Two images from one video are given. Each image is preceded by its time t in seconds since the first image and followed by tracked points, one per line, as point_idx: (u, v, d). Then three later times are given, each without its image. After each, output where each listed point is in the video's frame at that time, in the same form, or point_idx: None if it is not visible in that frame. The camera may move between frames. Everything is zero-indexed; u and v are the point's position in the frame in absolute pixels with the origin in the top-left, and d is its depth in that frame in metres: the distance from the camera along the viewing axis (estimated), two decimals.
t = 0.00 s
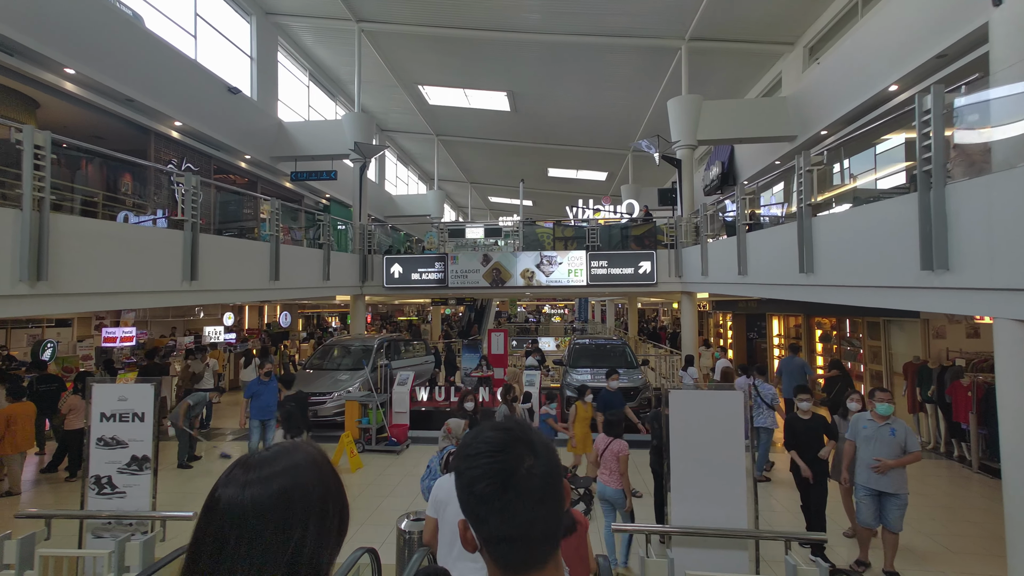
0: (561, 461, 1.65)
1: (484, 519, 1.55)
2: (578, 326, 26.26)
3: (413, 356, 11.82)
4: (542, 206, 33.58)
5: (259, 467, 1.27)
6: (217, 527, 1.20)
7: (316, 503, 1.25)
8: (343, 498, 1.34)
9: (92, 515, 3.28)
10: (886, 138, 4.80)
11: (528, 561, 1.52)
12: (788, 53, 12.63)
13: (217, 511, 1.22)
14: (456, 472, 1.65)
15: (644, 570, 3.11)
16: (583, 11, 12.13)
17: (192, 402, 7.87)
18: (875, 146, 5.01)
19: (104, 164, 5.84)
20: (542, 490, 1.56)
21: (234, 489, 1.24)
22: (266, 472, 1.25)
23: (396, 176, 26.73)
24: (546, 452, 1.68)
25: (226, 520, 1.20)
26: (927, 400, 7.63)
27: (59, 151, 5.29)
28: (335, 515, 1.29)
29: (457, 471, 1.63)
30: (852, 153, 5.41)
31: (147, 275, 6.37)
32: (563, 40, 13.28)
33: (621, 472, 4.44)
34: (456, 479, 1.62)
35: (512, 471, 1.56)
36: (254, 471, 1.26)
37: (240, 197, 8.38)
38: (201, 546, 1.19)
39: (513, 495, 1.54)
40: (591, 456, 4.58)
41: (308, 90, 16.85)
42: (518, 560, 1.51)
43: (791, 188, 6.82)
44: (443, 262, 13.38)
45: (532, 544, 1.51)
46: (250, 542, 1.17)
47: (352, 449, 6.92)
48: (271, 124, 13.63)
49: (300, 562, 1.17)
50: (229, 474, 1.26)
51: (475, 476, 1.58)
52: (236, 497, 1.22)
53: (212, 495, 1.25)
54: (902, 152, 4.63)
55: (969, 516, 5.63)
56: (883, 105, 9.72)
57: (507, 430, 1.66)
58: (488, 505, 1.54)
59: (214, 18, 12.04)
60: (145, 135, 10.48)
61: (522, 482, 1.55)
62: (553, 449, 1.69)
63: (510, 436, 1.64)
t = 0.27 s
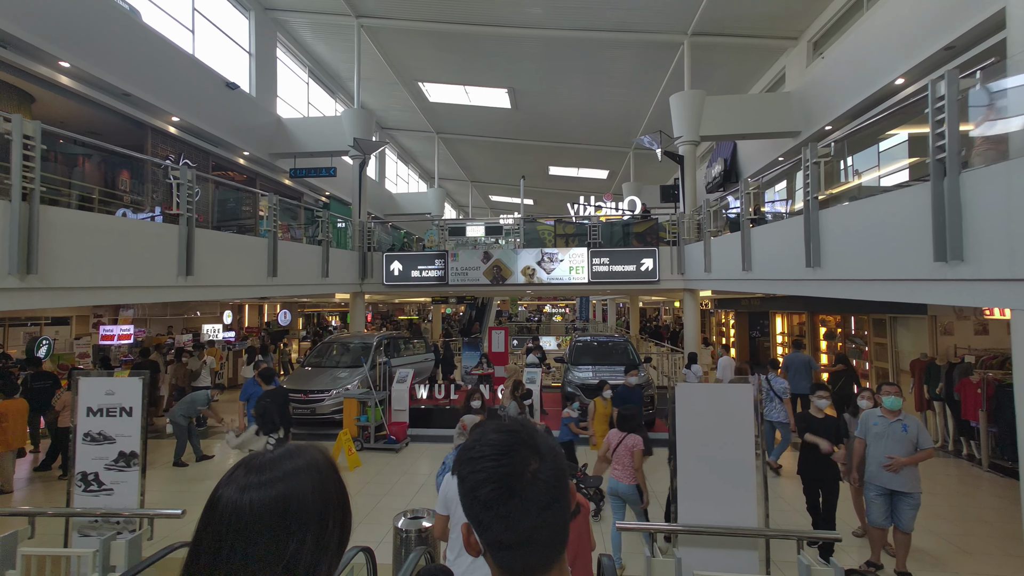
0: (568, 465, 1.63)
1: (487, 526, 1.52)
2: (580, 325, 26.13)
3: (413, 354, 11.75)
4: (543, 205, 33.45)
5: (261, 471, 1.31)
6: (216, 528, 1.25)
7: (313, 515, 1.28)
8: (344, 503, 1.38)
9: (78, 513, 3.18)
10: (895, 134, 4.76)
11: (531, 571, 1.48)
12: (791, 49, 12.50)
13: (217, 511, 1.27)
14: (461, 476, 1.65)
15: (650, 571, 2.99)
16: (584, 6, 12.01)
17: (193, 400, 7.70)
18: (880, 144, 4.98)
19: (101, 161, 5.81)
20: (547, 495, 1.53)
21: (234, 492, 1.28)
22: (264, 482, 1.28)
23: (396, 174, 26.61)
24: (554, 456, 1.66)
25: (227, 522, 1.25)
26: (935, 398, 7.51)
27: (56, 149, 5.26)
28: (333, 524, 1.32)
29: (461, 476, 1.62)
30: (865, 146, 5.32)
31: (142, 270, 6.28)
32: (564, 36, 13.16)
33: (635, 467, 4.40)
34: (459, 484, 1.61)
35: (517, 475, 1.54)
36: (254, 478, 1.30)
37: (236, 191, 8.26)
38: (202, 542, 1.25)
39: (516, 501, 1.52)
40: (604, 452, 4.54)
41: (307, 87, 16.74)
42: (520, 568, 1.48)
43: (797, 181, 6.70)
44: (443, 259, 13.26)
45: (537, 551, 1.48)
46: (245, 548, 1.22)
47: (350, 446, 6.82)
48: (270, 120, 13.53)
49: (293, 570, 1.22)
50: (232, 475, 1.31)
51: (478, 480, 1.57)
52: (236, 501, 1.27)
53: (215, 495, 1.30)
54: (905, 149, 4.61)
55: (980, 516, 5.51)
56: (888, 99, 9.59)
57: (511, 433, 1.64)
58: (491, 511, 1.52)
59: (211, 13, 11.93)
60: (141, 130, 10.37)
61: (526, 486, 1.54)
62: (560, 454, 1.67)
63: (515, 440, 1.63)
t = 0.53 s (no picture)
0: (577, 450, 1.65)
1: (503, 514, 1.52)
2: (581, 324, 26.03)
3: (413, 351, 11.68)
4: (543, 203, 33.34)
5: (274, 459, 1.21)
6: (227, 519, 1.16)
7: (328, 507, 1.17)
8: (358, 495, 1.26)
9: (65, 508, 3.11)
10: (899, 129, 4.69)
11: (545, 554, 1.51)
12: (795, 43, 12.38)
13: (228, 500, 1.18)
14: (471, 464, 1.62)
15: (657, 569, 2.87)
16: None
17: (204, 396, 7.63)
18: (883, 140, 4.93)
19: (99, 158, 5.78)
20: (561, 481, 1.54)
21: (246, 481, 1.18)
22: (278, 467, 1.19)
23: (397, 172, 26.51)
24: (564, 442, 1.67)
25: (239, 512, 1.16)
26: (942, 395, 7.40)
27: (53, 144, 5.23)
28: (350, 518, 1.21)
29: (473, 465, 1.59)
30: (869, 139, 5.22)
31: (136, 264, 6.18)
32: (565, 30, 13.04)
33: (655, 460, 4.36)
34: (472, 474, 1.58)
35: (532, 463, 1.53)
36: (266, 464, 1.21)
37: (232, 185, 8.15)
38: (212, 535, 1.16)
39: (532, 488, 1.52)
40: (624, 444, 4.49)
41: (307, 83, 16.63)
42: (533, 553, 1.50)
43: (802, 174, 6.59)
44: (443, 255, 13.15)
45: (553, 535, 1.51)
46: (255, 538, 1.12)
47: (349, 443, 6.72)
48: (269, 116, 13.42)
49: (310, 565, 1.11)
50: (243, 464, 1.21)
51: (492, 469, 1.55)
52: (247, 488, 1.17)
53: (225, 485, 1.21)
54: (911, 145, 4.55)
55: (992, 513, 5.40)
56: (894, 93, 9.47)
57: (521, 422, 1.62)
58: (507, 499, 1.51)
59: (210, 7, 11.82)
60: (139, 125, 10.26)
61: (541, 473, 1.53)
62: (569, 438, 1.68)
63: (526, 428, 1.62)
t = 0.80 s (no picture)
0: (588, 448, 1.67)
1: (517, 509, 1.51)
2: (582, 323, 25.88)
3: (413, 348, 11.62)
4: (544, 202, 33.22)
5: (268, 457, 1.25)
6: (229, 517, 1.19)
7: (331, 496, 1.27)
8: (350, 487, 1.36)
9: (53, 505, 3.04)
10: (903, 126, 4.73)
11: (558, 551, 1.50)
12: (799, 38, 12.26)
13: (226, 503, 1.20)
14: (483, 461, 1.63)
15: (662, 568, 2.77)
16: None
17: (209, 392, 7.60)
18: (887, 138, 4.95)
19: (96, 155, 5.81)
20: (574, 477, 1.55)
21: (245, 478, 1.22)
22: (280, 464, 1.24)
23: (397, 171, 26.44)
24: (574, 439, 1.68)
25: (242, 509, 1.19)
26: (950, 392, 7.29)
27: (50, 140, 5.31)
28: (348, 507, 1.32)
29: (486, 461, 1.59)
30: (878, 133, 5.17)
31: (130, 258, 6.12)
32: (566, 26, 12.94)
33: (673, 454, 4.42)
34: (486, 470, 1.58)
35: (546, 457, 1.54)
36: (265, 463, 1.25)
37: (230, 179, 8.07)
38: (215, 538, 1.19)
39: (546, 482, 1.52)
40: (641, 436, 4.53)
41: (307, 81, 16.55)
42: (545, 549, 1.50)
43: (807, 169, 6.50)
44: (443, 253, 13.05)
45: (566, 530, 1.50)
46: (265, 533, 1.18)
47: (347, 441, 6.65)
48: (268, 112, 13.33)
49: (320, 549, 1.21)
50: (237, 463, 1.24)
51: (506, 464, 1.55)
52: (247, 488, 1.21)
53: (217, 486, 1.22)
54: (914, 142, 4.61)
55: (1003, 512, 5.30)
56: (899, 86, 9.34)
57: (533, 418, 1.64)
58: (522, 495, 1.51)
59: (208, 3, 11.74)
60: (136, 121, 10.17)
61: (554, 468, 1.54)
62: (579, 437, 1.70)
63: (538, 424, 1.63)
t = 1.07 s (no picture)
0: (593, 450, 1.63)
1: (522, 508, 1.47)
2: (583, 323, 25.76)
3: (412, 346, 11.54)
4: (545, 202, 33.12)
5: (243, 466, 1.28)
6: (216, 519, 1.21)
7: (317, 487, 1.32)
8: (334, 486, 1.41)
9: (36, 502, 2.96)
10: (906, 123, 4.68)
11: (562, 552, 1.45)
12: (801, 34, 12.16)
13: (210, 511, 1.22)
14: (488, 461, 1.60)
15: (666, 568, 2.67)
16: None
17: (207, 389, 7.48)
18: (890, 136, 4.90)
19: (90, 149, 5.75)
20: (579, 478, 1.51)
21: (229, 480, 1.25)
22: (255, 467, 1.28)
23: (397, 170, 26.34)
24: (579, 441, 1.65)
25: (230, 509, 1.22)
26: (956, 390, 7.19)
27: (47, 137, 5.25)
28: (334, 501, 1.36)
29: (492, 460, 1.57)
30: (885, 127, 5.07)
31: (125, 253, 6.05)
32: (567, 22, 12.85)
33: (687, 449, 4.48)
34: (490, 469, 1.55)
35: (551, 457, 1.51)
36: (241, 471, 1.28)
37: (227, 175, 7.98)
38: (202, 542, 1.20)
39: (551, 482, 1.48)
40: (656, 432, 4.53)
41: (306, 78, 16.47)
42: (550, 551, 1.45)
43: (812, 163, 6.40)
44: (443, 251, 12.96)
45: (571, 532, 1.45)
46: (248, 534, 1.19)
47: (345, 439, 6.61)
48: (267, 109, 13.25)
49: (312, 534, 1.25)
50: (219, 471, 1.27)
51: (511, 464, 1.52)
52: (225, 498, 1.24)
53: (198, 497, 1.24)
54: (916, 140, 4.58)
55: (1012, 511, 5.20)
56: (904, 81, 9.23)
57: (539, 419, 1.62)
58: (527, 494, 1.47)
59: None
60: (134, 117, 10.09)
61: (559, 468, 1.50)
62: (585, 440, 1.66)
63: (543, 425, 1.61)
